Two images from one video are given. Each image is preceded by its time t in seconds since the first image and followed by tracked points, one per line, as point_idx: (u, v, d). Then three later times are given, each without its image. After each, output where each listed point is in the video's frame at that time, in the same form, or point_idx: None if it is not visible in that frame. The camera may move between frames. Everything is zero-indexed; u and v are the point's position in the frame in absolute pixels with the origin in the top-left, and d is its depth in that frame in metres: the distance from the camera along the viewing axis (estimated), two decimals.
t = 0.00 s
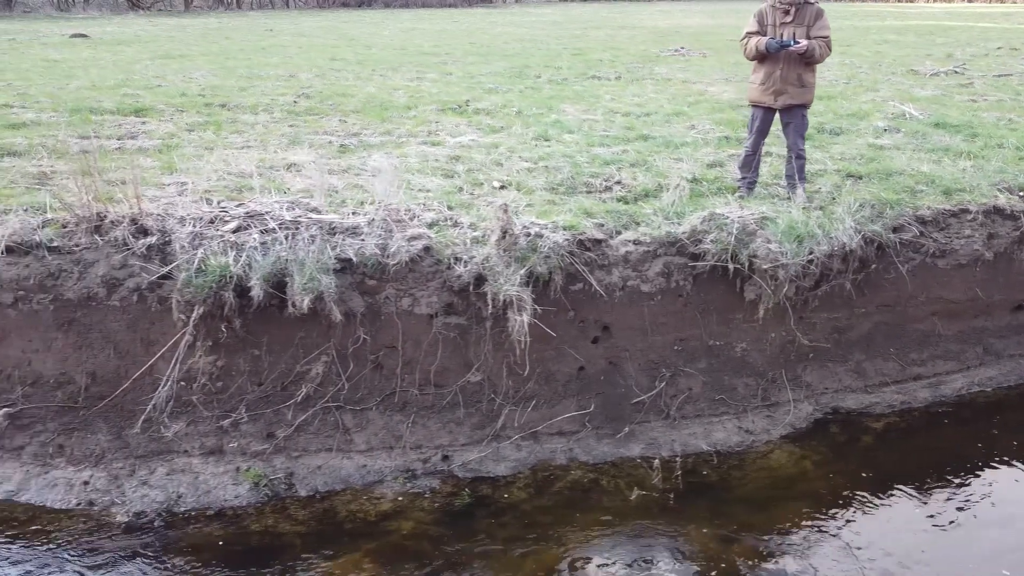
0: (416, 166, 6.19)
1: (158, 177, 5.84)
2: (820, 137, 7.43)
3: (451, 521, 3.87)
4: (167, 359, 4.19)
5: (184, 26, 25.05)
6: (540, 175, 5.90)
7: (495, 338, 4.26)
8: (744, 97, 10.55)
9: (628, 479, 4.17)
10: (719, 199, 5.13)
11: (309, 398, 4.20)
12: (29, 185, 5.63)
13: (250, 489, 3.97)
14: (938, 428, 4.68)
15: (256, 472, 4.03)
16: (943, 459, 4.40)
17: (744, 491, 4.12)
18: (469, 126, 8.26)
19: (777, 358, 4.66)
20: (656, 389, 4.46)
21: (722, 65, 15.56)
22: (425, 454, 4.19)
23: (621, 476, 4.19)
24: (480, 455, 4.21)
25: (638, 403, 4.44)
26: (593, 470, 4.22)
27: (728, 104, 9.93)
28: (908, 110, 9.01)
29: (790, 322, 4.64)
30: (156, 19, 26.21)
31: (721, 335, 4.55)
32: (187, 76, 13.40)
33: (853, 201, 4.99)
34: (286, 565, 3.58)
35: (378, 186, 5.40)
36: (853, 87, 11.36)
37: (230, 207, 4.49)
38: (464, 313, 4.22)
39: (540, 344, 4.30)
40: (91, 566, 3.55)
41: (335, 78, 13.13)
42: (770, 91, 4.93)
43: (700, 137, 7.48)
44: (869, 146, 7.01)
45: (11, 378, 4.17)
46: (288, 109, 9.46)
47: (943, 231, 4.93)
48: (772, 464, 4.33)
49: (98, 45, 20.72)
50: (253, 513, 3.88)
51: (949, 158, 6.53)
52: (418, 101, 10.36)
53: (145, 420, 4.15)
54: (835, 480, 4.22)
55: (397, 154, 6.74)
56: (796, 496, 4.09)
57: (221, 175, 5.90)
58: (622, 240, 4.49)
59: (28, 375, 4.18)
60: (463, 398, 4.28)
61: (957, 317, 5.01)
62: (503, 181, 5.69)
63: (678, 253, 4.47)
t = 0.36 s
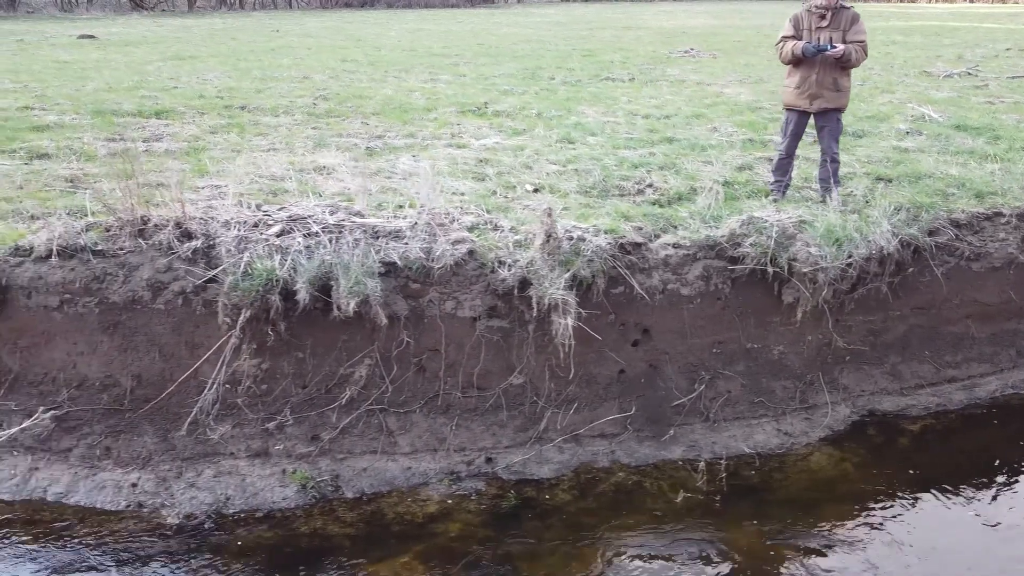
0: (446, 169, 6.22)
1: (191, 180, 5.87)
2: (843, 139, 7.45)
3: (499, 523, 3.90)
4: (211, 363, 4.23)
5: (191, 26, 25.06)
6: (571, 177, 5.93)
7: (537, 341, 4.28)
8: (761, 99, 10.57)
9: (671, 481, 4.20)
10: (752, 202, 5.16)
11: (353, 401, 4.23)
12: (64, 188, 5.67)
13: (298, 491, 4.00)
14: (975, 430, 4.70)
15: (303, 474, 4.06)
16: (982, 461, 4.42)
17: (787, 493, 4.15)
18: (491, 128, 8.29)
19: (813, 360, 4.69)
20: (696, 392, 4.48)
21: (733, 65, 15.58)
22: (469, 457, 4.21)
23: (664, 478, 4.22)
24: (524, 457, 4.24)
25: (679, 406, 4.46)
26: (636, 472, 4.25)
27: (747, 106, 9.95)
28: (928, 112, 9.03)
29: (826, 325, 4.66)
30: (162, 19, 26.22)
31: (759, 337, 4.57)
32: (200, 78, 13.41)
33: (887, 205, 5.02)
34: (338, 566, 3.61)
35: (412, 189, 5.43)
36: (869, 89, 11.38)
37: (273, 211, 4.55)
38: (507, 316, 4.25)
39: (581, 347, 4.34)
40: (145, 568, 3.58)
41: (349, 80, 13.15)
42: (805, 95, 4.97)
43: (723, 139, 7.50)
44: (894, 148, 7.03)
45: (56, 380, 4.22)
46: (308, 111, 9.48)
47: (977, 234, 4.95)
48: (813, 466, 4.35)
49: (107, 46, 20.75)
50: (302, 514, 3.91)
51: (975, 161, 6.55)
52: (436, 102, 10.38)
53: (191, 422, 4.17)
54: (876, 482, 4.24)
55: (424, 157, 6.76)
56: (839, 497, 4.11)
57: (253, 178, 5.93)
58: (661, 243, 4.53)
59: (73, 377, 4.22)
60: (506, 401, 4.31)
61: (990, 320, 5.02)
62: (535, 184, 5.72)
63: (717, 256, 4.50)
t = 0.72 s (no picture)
0: (476, 172, 6.25)
1: (224, 182, 5.90)
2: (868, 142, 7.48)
3: (547, 525, 3.93)
4: (257, 365, 4.26)
5: (198, 27, 25.10)
6: (602, 180, 5.95)
7: (580, 344, 4.32)
8: (779, 100, 10.59)
9: (714, 483, 4.23)
10: (787, 205, 5.19)
11: (399, 403, 4.26)
12: (99, 191, 5.70)
13: (346, 493, 4.03)
14: (1012, 432, 4.71)
15: (351, 476, 4.09)
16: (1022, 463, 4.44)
17: (830, 494, 4.18)
18: (514, 130, 8.32)
19: (850, 362, 4.71)
20: (736, 394, 4.52)
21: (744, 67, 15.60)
22: (513, 459, 4.24)
23: (707, 480, 4.25)
24: (568, 459, 4.27)
25: (719, 408, 4.50)
26: (679, 474, 4.28)
27: (765, 108, 9.96)
28: (947, 115, 9.06)
29: (862, 327, 4.68)
30: (169, 20, 26.28)
31: (797, 340, 4.59)
32: (215, 80, 13.44)
33: (921, 208, 5.05)
34: (390, 567, 3.64)
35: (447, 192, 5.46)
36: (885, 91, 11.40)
37: (316, 214, 4.59)
38: (551, 319, 4.28)
39: (623, 349, 4.37)
40: (198, 570, 3.61)
41: (364, 81, 13.18)
42: (841, 98, 5.01)
43: (747, 141, 7.53)
44: (919, 151, 7.06)
45: (102, 383, 4.27)
46: (329, 113, 9.51)
47: (1013, 237, 4.94)
48: (854, 467, 4.38)
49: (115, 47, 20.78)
50: (352, 516, 3.94)
51: (1003, 164, 6.58)
52: (455, 104, 10.40)
53: (238, 424, 4.21)
54: (917, 483, 4.27)
55: (452, 159, 6.79)
56: (882, 498, 4.14)
57: (286, 180, 5.96)
58: (701, 247, 4.56)
59: (119, 380, 4.27)
60: (549, 403, 4.34)
61: None
62: (568, 186, 5.75)
63: (756, 259, 4.53)
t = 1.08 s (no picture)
0: (508, 175, 6.26)
1: (260, 186, 5.92)
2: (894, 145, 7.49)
3: (597, 529, 3.94)
4: (305, 370, 4.29)
5: (206, 28, 25.11)
6: (635, 184, 5.97)
7: (626, 348, 4.34)
8: (799, 103, 10.61)
9: (760, 486, 4.25)
10: (824, 210, 5.21)
11: (446, 407, 4.29)
12: (136, 196, 5.72)
13: (396, 497, 4.05)
14: None
15: (399, 480, 4.12)
16: None
17: (876, 498, 4.19)
18: (539, 133, 8.34)
19: (891, 366, 4.72)
20: (779, 398, 4.53)
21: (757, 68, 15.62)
22: (560, 462, 4.26)
23: (753, 483, 4.27)
24: (615, 463, 4.28)
25: (763, 412, 4.51)
26: (725, 477, 4.30)
27: (786, 110, 9.97)
28: (970, 117, 9.07)
29: (902, 331, 4.70)
30: (176, 21, 26.30)
31: (838, 344, 4.61)
32: (231, 82, 13.46)
33: (959, 212, 5.07)
34: (445, 570, 3.66)
35: (485, 196, 5.48)
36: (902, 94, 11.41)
37: (361, 219, 4.62)
38: (596, 323, 4.31)
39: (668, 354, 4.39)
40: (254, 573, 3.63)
41: (379, 83, 13.19)
42: (878, 103, 5.03)
43: (774, 144, 7.54)
44: (947, 154, 7.07)
45: (150, 387, 4.33)
46: (351, 116, 9.53)
47: None
48: (898, 471, 4.40)
49: (126, 48, 20.79)
50: (403, 520, 3.96)
51: None
52: (475, 106, 10.42)
53: (287, 428, 4.24)
54: (962, 486, 4.28)
55: (482, 163, 6.81)
56: (927, 501, 4.16)
57: (321, 184, 5.98)
58: (744, 251, 4.59)
59: (167, 384, 4.33)
60: (595, 407, 4.37)
61: None
62: (602, 190, 5.77)
63: (797, 264, 4.56)
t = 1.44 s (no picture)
0: (542, 180, 6.28)
1: (296, 190, 5.94)
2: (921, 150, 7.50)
3: (649, 534, 3.96)
4: (354, 375, 4.31)
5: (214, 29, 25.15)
6: (670, 188, 5.99)
7: (673, 354, 4.36)
8: (818, 106, 10.62)
9: (808, 491, 4.27)
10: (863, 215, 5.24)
11: (494, 412, 4.30)
12: (174, 200, 5.74)
13: (448, 503, 4.07)
14: None
15: (451, 486, 4.13)
16: None
17: (923, 503, 4.20)
18: (564, 136, 8.36)
19: (932, 371, 4.73)
20: (824, 403, 4.55)
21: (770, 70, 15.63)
22: (609, 467, 4.28)
23: (801, 488, 4.28)
24: (664, 468, 4.31)
25: (808, 417, 4.53)
26: (773, 482, 4.32)
27: (806, 113, 9.99)
28: (993, 120, 9.09)
29: (943, 336, 4.70)
30: (185, 22, 26.35)
31: (880, 349, 4.62)
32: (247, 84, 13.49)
33: (999, 217, 5.08)
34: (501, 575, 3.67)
35: (524, 201, 5.50)
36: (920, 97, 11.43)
37: (407, 226, 4.66)
38: (644, 328, 4.32)
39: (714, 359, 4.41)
40: None
41: (396, 85, 13.21)
42: (918, 108, 5.04)
43: (801, 148, 7.56)
44: (976, 158, 7.09)
45: (199, 392, 4.34)
46: (374, 118, 9.55)
47: None
48: (943, 476, 4.40)
49: (136, 49, 20.83)
50: (456, 526, 3.98)
51: None
52: (495, 109, 10.44)
53: (337, 433, 4.26)
54: (1009, 490, 4.28)
55: (513, 167, 6.83)
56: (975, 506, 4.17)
57: (357, 188, 6.00)
58: (788, 256, 4.61)
59: (216, 389, 4.34)
60: (642, 413, 4.39)
61: None
62: (638, 195, 5.78)
63: (842, 269, 4.58)
